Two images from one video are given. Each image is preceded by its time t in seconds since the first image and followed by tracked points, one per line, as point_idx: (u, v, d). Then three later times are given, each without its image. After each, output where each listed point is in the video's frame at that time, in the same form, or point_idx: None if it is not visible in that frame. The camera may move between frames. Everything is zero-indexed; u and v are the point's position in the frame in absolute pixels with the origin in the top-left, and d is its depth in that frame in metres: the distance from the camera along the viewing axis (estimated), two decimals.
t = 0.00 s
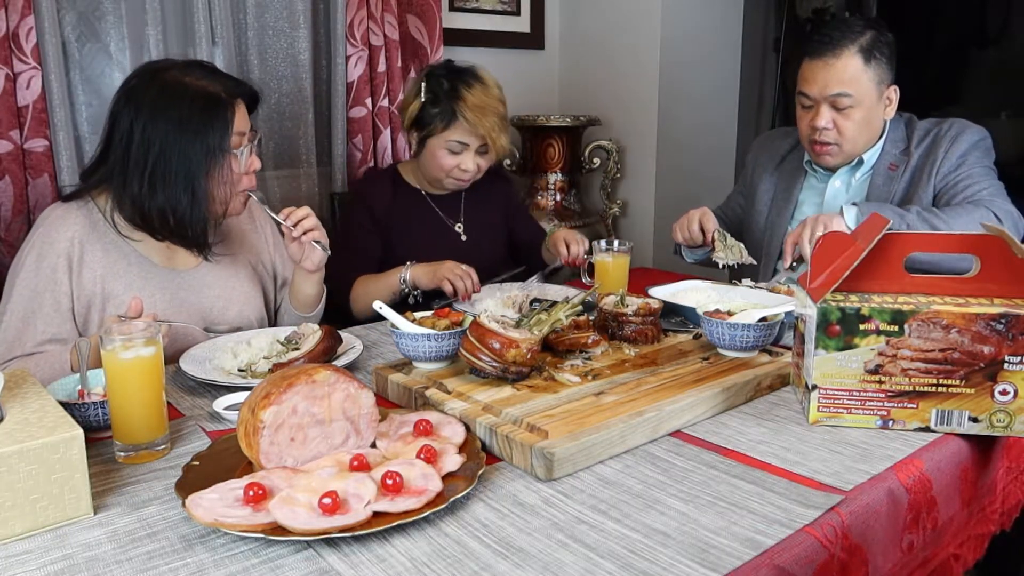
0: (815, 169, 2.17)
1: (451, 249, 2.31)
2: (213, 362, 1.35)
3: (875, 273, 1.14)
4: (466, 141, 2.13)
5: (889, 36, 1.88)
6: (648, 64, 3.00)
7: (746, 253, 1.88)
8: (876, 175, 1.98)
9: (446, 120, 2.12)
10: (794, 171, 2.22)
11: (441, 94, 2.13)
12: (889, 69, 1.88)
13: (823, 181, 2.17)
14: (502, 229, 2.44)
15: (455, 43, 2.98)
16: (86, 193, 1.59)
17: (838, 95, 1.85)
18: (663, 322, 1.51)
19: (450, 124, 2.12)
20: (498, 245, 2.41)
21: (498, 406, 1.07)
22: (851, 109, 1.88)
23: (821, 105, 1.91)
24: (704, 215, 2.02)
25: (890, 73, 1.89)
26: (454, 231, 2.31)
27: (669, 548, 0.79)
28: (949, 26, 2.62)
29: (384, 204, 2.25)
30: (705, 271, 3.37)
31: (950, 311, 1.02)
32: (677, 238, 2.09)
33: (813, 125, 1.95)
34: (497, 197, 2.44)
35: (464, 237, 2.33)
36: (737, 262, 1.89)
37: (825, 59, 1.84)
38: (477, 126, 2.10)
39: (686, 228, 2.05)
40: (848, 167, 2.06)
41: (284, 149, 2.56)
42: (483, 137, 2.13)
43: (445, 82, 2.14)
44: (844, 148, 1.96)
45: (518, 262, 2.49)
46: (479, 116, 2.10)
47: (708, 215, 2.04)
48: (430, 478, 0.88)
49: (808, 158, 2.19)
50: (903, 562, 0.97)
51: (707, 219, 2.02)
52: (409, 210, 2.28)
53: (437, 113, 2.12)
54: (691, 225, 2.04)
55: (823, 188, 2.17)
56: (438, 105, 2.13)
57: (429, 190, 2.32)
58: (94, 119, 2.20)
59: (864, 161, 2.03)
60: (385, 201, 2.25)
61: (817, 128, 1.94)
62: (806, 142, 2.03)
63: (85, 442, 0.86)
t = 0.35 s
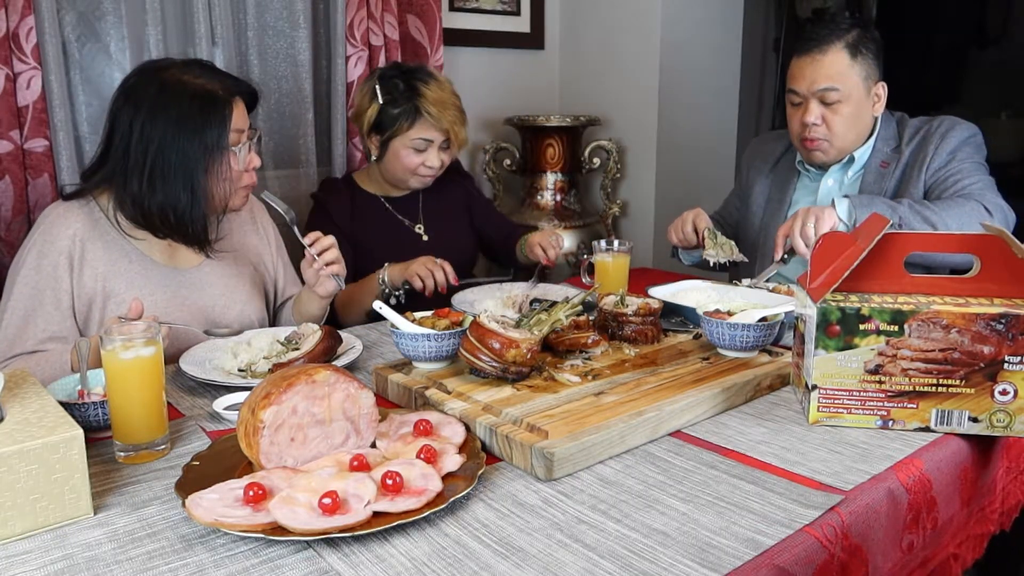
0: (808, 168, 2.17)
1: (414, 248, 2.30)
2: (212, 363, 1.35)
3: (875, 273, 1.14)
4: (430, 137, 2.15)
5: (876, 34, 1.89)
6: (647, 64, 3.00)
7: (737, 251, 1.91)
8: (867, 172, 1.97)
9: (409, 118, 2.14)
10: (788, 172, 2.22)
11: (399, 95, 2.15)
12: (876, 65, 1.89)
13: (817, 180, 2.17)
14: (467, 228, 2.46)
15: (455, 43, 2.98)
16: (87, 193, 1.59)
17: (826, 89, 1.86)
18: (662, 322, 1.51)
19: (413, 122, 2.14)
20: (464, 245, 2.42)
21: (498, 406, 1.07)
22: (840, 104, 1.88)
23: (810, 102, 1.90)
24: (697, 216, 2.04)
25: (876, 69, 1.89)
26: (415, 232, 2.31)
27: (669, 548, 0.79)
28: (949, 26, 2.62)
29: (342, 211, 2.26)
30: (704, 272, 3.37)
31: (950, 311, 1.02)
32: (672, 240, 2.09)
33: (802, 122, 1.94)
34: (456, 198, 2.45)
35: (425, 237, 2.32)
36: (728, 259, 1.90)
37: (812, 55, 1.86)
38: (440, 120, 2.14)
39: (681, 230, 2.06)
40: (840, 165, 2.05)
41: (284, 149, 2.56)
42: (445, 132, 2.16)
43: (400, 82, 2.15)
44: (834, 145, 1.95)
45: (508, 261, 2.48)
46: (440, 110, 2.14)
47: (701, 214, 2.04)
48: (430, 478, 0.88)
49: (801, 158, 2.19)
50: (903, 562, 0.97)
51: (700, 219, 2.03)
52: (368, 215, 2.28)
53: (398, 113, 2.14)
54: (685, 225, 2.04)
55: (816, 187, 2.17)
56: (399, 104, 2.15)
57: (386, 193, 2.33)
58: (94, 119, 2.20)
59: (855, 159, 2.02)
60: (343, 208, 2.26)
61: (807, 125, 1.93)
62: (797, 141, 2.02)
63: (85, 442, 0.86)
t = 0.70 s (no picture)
0: (806, 168, 2.17)
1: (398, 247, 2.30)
2: (212, 364, 1.35)
3: (875, 273, 1.14)
4: (417, 130, 2.15)
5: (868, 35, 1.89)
6: (647, 64, 3.00)
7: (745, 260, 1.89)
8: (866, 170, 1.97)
9: (396, 110, 2.14)
10: (787, 173, 2.23)
11: (387, 88, 2.15)
12: (871, 66, 1.89)
13: (815, 180, 2.17)
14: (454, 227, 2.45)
15: (455, 43, 2.98)
16: (89, 193, 1.59)
17: (819, 92, 1.85)
18: (663, 322, 1.51)
19: (401, 114, 2.15)
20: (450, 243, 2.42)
21: (498, 406, 1.07)
22: (834, 106, 1.88)
23: (804, 105, 1.91)
24: (696, 221, 2.05)
25: (870, 70, 1.89)
26: (400, 230, 2.30)
27: (669, 548, 0.79)
28: (949, 26, 2.62)
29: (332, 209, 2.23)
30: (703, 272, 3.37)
31: (950, 311, 1.02)
32: (676, 246, 2.08)
33: (798, 125, 1.94)
34: (444, 198, 2.44)
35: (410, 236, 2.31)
36: (736, 267, 1.89)
37: (804, 59, 1.86)
38: (427, 113, 2.14)
39: (684, 235, 2.06)
40: (839, 164, 2.04)
41: (284, 149, 2.56)
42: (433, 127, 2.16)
43: (388, 75, 2.17)
44: (830, 145, 1.95)
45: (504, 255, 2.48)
46: (428, 103, 2.15)
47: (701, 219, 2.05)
48: (430, 478, 0.88)
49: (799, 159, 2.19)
50: (903, 562, 0.97)
51: (704, 224, 2.03)
52: (354, 214, 2.28)
53: (386, 105, 2.14)
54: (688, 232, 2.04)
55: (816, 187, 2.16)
56: (387, 99, 2.14)
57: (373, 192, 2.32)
58: (94, 119, 2.20)
59: (853, 159, 2.01)
60: (333, 207, 2.24)
61: (803, 127, 1.93)
62: (793, 142, 2.02)
63: (85, 442, 0.86)
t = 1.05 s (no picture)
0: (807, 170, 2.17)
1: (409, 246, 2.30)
2: (212, 363, 1.35)
3: (875, 272, 1.14)
4: (427, 122, 2.14)
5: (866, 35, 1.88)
6: (648, 64, 3.00)
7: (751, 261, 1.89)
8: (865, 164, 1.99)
9: (405, 102, 2.14)
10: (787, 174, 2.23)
11: (397, 81, 2.15)
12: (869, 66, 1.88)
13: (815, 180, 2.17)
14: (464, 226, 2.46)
15: (456, 43, 2.98)
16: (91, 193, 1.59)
17: (817, 93, 1.85)
18: (662, 322, 1.51)
19: (410, 107, 2.14)
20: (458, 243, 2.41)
21: (498, 406, 1.07)
22: (832, 107, 1.88)
23: (802, 106, 1.91)
24: (700, 223, 2.05)
25: (868, 70, 1.88)
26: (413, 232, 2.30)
27: (669, 548, 0.79)
28: (949, 26, 2.62)
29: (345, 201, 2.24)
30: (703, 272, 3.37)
31: (950, 311, 1.02)
32: (681, 249, 2.08)
33: (796, 126, 1.95)
34: (456, 199, 2.45)
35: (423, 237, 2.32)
36: (743, 270, 1.89)
37: (800, 60, 1.86)
38: (437, 105, 2.13)
39: (690, 238, 2.06)
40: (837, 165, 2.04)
41: (284, 150, 2.56)
42: (443, 119, 2.15)
43: (399, 68, 2.16)
44: (829, 146, 1.95)
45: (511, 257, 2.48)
46: (438, 95, 2.14)
47: (705, 220, 2.05)
48: (430, 478, 0.88)
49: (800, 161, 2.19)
50: (903, 561, 0.97)
51: (710, 227, 2.03)
52: (367, 209, 2.28)
53: (395, 97, 2.14)
54: (694, 235, 2.05)
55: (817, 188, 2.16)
56: (396, 91, 2.14)
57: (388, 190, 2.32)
58: (94, 119, 2.21)
59: (853, 158, 2.00)
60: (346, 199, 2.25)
61: (801, 128, 1.93)
62: (792, 143, 2.03)
63: (85, 442, 0.86)
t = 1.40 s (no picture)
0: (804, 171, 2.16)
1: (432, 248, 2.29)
2: (211, 363, 1.35)
3: (875, 273, 1.14)
4: (456, 130, 2.10)
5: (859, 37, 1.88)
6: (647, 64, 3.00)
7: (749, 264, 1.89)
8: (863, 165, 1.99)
9: (434, 107, 2.10)
10: (786, 175, 2.23)
11: (430, 85, 2.12)
12: (863, 66, 1.88)
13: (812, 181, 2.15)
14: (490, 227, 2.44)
15: (455, 43, 2.99)
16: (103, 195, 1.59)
17: (811, 96, 1.86)
18: (662, 322, 1.51)
19: (440, 113, 2.10)
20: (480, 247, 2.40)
21: (498, 406, 1.07)
22: (828, 109, 1.88)
23: (798, 109, 1.91)
24: (699, 224, 2.06)
25: (863, 70, 1.88)
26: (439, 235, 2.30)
27: (670, 548, 0.79)
28: (949, 26, 2.61)
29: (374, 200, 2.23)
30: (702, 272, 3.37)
31: (950, 311, 1.02)
32: (679, 250, 2.08)
33: (793, 130, 1.94)
34: (485, 201, 2.42)
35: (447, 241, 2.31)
36: (739, 271, 1.89)
37: (793, 63, 1.86)
38: (468, 113, 2.08)
39: (688, 239, 2.06)
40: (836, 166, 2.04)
41: (284, 150, 2.56)
42: (473, 127, 2.11)
43: (433, 72, 2.12)
44: (826, 148, 1.95)
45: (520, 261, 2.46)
46: (469, 103, 2.09)
47: (705, 221, 2.06)
48: (430, 478, 0.88)
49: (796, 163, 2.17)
50: (903, 561, 0.97)
51: (708, 227, 2.04)
52: (396, 210, 2.28)
53: (425, 102, 2.10)
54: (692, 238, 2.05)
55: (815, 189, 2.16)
56: (430, 95, 2.10)
57: (421, 190, 2.32)
58: (94, 119, 2.21)
59: (851, 159, 2.00)
60: (375, 197, 2.24)
61: (797, 131, 1.93)
62: (790, 146, 2.02)
63: (85, 442, 0.86)
